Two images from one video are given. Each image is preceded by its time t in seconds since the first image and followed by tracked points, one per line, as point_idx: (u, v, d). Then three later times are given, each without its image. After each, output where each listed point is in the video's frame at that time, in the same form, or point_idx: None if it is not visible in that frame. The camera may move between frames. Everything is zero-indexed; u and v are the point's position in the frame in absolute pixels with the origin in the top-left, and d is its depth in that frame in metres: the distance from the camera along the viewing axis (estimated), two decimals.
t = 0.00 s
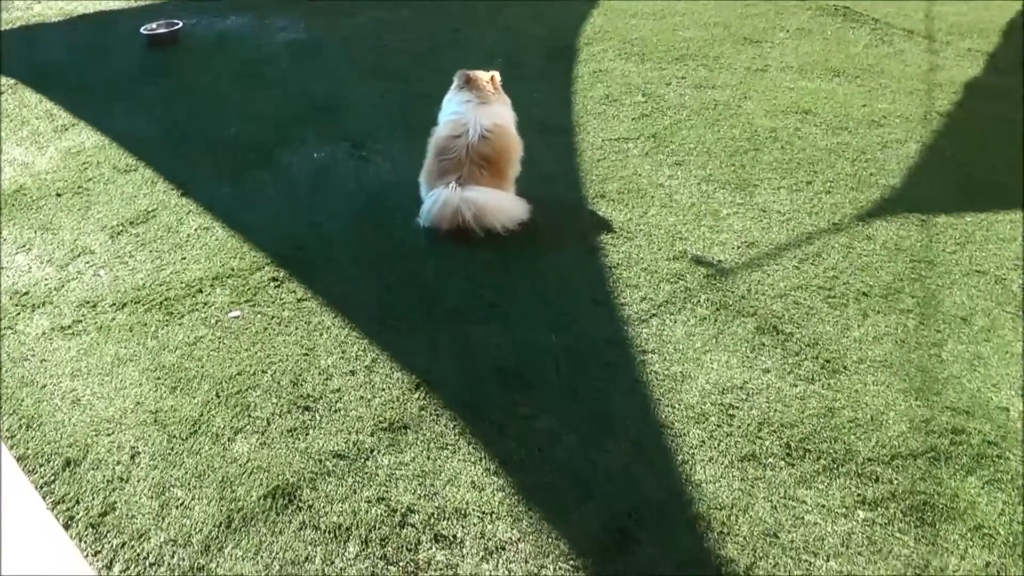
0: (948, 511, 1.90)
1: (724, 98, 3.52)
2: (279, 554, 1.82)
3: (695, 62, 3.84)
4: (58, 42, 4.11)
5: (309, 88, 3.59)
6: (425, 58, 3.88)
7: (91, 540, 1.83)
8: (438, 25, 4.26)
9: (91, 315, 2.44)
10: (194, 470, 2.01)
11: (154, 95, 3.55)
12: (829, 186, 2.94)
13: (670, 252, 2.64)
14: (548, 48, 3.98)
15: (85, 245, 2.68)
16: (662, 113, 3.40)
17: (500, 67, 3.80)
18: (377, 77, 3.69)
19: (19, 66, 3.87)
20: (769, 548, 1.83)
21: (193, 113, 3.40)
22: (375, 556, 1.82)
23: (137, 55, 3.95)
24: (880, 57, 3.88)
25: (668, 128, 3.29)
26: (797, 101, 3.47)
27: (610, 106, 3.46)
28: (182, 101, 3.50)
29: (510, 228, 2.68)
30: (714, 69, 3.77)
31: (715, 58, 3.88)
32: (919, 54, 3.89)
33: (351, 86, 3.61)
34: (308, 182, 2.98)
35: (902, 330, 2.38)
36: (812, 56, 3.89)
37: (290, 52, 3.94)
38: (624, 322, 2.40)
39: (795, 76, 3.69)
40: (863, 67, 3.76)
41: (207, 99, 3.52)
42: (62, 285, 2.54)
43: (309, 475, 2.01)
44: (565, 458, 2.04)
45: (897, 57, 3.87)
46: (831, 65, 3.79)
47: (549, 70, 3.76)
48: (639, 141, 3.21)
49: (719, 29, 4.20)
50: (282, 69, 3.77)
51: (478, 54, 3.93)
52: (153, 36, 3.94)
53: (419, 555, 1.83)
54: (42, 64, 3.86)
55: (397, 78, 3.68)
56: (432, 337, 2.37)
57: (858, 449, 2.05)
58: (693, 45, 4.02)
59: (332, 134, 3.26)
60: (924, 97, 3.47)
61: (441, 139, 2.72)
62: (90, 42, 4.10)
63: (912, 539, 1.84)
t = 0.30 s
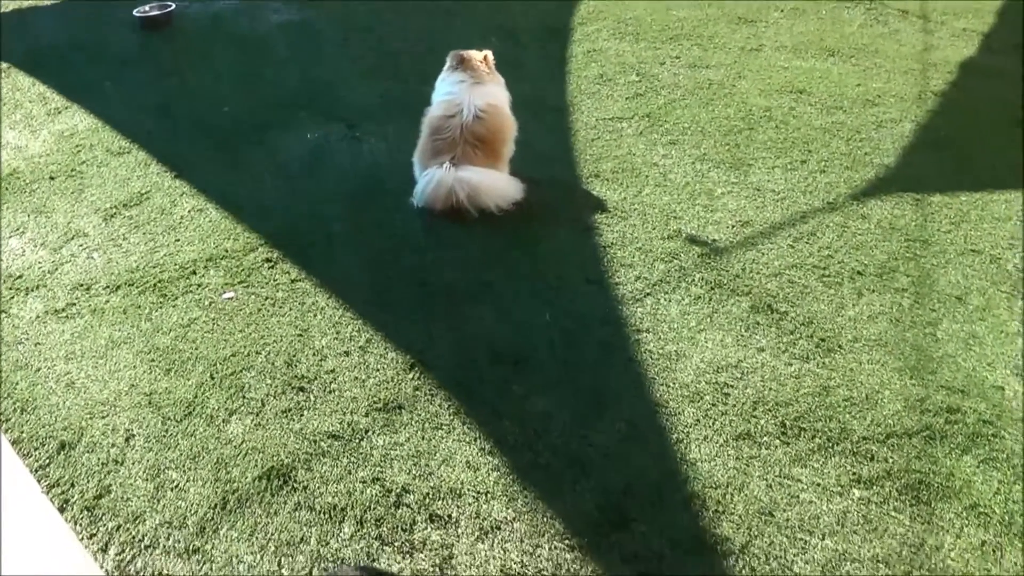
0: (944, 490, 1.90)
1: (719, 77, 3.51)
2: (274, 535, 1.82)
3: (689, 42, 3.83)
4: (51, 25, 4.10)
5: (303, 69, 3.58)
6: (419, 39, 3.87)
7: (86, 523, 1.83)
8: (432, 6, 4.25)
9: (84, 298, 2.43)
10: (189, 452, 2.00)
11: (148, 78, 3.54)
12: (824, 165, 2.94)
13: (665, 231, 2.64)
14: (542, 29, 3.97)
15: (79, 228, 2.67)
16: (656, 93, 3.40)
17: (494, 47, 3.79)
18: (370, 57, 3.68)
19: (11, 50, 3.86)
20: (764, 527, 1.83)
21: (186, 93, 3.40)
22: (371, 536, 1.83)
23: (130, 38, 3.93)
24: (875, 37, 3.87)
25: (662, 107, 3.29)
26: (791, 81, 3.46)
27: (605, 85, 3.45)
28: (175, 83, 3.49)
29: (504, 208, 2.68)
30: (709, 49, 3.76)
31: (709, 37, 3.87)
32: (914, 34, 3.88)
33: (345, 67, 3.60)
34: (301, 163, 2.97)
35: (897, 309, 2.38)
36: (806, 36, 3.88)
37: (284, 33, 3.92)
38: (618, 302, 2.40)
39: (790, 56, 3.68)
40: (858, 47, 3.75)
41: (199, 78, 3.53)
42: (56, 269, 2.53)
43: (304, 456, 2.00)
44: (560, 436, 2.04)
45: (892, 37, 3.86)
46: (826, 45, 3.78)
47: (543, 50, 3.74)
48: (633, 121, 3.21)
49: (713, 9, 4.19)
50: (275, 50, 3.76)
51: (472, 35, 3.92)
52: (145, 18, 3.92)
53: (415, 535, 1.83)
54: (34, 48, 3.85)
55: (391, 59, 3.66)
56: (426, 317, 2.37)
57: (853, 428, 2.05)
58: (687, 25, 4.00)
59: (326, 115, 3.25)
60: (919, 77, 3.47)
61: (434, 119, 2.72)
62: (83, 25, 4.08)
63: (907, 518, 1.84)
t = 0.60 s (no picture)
0: (944, 467, 1.90)
1: (716, 55, 3.50)
2: (275, 516, 1.83)
3: (686, 20, 3.81)
4: (44, 8, 4.07)
5: (298, 51, 3.57)
6: (414, 19, 3.85)
7: (87, 506, 1.83)
8: None
9: (82, 281, 2.43)
10: (188, 434, 2.00)
11: (143, 61, 3.53)
12: (822, 143, 2.93)
13: (663, 209, 2.64)
14: (538, 8, 3.95)
15: (76, 212, 2.66)
16: (653, 71, 3.39)
17: (490, 27, 3.77)
18: (366, 37, 3.66)
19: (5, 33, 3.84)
20: (763, 505, 1.84)
21: (181, 76, 3.39)
22: (371, 517, 1.83)
23: (124, 21, 3.90)
24: (872, 14, 3.85)
25: (659, 85, 3.28)
26: (789, 58, 3.44)
27: (601, 64, 3.44)
28: (171, 67, 3.48)
29: (501, 187, 2.69)
30: (705, 27, 3.74)
31: (706, 15, 3.85)
32: (912, 10, 3.86)
33: (341, 47, 3.58)
34: (298, 145, 2.97)
35: (896, 287, 2.37)
36: (804, 12, 3.86)
37: (279, 15, 3.90)
38: (617, 280, 2.40)
39: (787, 33, 3.66)
40: (856, 24, 3.73)
41: (194, 61, 3.51)
42: (53, 253, 2.53)
43: (303, 437, 2.00)
44: (559, 414, 2.04)
45: (890, 13, 3.84)
46: (824, 22, 3.76)
47: (540, 29, 3.73)
48: (631, 99, 3.20)
49: None
50: (270, 32, 3.74)
51: (468, 14, 3.90)
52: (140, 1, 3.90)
53: (415, 515, 1.84)
54: (28, 31, 3.82)
55: (386, 38, 3.65)
56: (424, 297, 2.37)
57: (853, 405, 2.05)
58: (684, 3, 3.98)
59: (322, 96, 3.24)
60: (916, 54, 3.45)
61: (432, 99, 2.73)
62: (77, 8, 4.06)
63: (907, 495, 1.84)
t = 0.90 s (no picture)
0: (941, 448, 1.90)
1: (713, 35, 3.49)
2: (270, 497, 1.82)
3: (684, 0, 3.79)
4: None
5: (294, 31, 3.55)
6: None
7: (83, 487, 1.82)
8: None
9: (78, 261, 2.42)
10: (184, 414, 2.00)
11: (139, 41, 3.51)
12: (819, 123, 2.92)
13: (660, 189, 2.63)
14: None
15: (72, 192, 2.66)
16: (650, 50, 3.38)
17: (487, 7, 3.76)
18: (362, 16, 3.65)
19: None
20: (760, 485, 1.83)
21: (178, 56, 3.38)
22: (367, 497, 1.83)
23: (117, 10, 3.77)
24: None
25: (656, 65, 3.27)
26: (786, 38, 3.43)
27: (598, 43, 3.43)
28: (167, 47, 3.46)
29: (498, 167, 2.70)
30: (703, 6, 3.72)
31: None
32: None
33: (337, 27, 3.57)
34: (294, 125, 2.96)
35: (893, 267, 2.37)
36: None
37: None
38: (613, 260, 2.39)
39: (785, 13, 3.65)
40: (854, 3, 3.71)
41: (190, 41, 3.49)
42: (49, 233, 2.52)
43: (299, 416, 2.00)
44: (555, 394, 2.04)
45: None
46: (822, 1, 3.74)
47: (537, 8, 3.71)
48: (628, 78, 3.19)
49: None
50: (267, 12, 3.72)
51: None
52: None
53: (411, 495, 1.84)
54: (23, 9, 3.80)
55: (382, 18, 3.63)
56: (421, 278, 2.36)
57: (849, 385, 2.04)
58: None
59: (318, 76, 3.23)
60: (914, 35, 3.44)
61: (429, 78, 2.73)
62: None
63: (904, 476, 1.84)
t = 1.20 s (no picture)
0: (937, 432, 1.90)
1: (710, 19, 3.48)
2: (267, 481, 1.82)
3: None
4: None
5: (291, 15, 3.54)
6: None
7: (79, 471, 1.83)
8: None
9: (75, 245, 2.42)
10: (181, 398, 2.00)
11: (136, 26, 3.50)
12: (815, 107, 2.92)
13: (656, 172, 2.64)
14: None
15: (68, 176, 2.66)
16: (646, 34, 3.37)
17: None
18: None
19: None
20: (756, 469, 1.84)
21: (174, 41, 3.37)
22: (364, 481, 1.83)
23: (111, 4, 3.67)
24: None
25: (652, 48, 3.27)
26: (783, 22, 3.43)
27: (595, 27, 3.43)
28: (164, 32, 3.45)
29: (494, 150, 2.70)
30: None
31: None
32: None
33: (333, 11, 3.56)
34: (290, 109, 2.96)
35: (890, 251, 2.37)
36: None
37: None
38: (610, 243, 2.39)
39: None
40: None
41: (186, 25, 3.48)
42: (45, 218, 2.52)
43: (296, 400, 2.00)
44: (552, 378, 2.04)
45: None
46: None
47: None
48: (624, 62, 3.19)
49: None
50: None
51: None
52: None
53: (407, 478, 1.84)
54: None
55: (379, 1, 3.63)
56: (417, 262, 2.36)
57: (846, 369, 2.05)
58: None
59: (314, 60, 3.23)
60: (911, 19, 3.44)
61: (426, 62, 2.74)
62: None
63: (901, 460, 1.84)
